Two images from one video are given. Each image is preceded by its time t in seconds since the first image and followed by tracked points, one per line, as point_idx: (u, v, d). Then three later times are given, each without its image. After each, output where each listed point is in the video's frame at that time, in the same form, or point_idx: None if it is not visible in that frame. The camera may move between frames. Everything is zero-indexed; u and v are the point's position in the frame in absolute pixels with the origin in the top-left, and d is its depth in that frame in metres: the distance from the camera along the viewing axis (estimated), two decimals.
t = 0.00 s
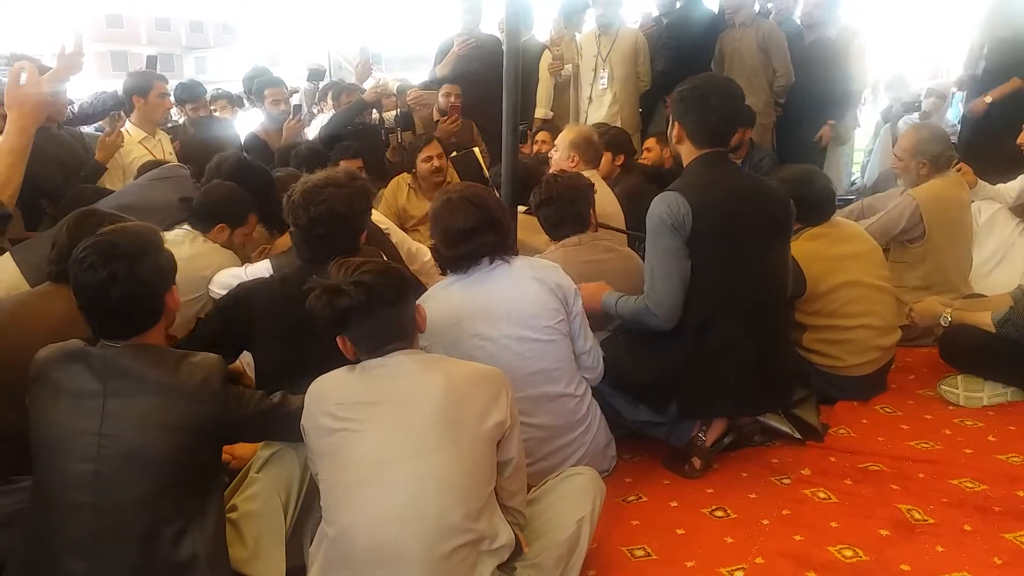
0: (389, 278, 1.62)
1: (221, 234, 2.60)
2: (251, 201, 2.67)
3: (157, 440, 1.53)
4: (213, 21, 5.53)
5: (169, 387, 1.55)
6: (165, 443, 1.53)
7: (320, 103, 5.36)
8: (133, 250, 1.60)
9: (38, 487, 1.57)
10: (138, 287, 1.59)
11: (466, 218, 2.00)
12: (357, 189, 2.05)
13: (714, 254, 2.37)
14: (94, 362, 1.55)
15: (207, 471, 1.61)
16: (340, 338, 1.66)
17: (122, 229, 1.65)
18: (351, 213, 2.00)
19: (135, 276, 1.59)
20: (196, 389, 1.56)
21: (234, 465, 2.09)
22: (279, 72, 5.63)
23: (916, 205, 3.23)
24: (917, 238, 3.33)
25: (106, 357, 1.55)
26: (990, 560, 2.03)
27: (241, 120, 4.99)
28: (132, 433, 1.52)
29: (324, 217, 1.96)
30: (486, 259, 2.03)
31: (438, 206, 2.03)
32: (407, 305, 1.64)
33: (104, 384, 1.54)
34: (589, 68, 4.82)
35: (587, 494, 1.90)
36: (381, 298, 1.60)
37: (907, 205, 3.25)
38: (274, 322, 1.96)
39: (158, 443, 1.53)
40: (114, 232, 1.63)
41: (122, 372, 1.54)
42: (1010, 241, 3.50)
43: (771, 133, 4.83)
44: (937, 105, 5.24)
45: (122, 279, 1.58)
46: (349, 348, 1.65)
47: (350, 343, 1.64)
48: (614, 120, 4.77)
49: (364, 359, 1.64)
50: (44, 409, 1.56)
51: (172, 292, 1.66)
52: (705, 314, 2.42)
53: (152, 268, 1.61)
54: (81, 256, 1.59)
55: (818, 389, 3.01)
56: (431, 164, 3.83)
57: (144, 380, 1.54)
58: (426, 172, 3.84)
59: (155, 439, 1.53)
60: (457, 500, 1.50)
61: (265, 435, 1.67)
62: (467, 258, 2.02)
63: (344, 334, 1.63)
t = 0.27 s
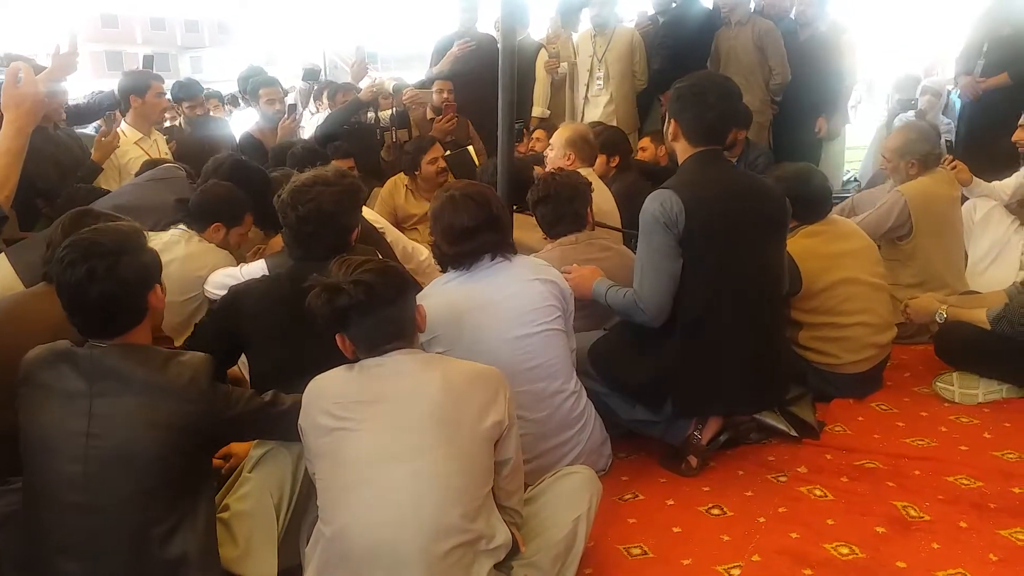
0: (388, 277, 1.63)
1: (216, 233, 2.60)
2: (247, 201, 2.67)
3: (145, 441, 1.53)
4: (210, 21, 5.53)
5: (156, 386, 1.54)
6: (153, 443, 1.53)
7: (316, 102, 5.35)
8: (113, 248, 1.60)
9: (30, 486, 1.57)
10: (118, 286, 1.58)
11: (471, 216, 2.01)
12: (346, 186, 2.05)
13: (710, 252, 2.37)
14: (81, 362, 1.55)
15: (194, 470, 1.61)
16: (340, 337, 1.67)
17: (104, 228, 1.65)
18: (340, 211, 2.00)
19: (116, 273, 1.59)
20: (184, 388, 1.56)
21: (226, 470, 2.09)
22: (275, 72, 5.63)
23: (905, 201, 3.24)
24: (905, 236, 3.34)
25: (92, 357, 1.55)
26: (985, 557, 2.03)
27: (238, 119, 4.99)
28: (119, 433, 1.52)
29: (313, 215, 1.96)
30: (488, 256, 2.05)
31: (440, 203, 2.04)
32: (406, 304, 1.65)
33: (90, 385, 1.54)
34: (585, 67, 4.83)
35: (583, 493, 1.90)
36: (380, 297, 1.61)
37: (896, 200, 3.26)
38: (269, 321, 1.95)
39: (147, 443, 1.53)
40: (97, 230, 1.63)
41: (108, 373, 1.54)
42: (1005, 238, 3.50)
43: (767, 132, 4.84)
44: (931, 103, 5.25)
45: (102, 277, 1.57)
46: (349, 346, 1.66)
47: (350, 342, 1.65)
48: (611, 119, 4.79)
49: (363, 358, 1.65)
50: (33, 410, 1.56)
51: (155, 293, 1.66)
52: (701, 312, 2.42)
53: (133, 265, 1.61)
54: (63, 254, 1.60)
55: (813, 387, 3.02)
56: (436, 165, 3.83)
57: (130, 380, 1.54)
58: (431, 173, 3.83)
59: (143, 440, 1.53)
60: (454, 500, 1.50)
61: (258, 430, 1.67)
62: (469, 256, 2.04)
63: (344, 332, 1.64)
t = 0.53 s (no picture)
0: (393, 274, 1.63)
1: (218, 231, 2.59)
2: (249, 199, 2.66)
3: (159, 438, 1.53)
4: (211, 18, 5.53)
5: (171, 386, 1.54)
6: (169, 440, 1.53)
7: (316, 100, 5.35)
8: (154, 251, 1.62)
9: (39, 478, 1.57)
10: (152, 288, 1.60)
11: (478, 209, 2.03)
12: (352, 185, 2.06)
13: (713, 251, 2.36)
14: (104, 355, 1.56)
15: (205, 471, 1.61)
16: (345, 332, 1.67)
17: (150, 229, 1.68)
18: (343, 209, 2.00)
19: (149, 275, 1.60)
20: (202, 389, 1.56)
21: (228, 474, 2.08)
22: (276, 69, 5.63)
23: (905, 197, 3.23)
24: (908, 232, 3.34)
25: (116, 353, 1.55)
26: (986, 557, 2.03)
27: (239, 117, 4.98)
28: (135, 428, 1.52)
29: (317, 215, 1.96)
30: (493, 250, 2.06)
31: (448, 197, 2.06)
32: (413, 302, 1.65)
33: (113, 378, 1.54)
34: (583, 65, 4.82)
35: (584, 493, 1.90)
36: (386, 295, 1.61)
37: (896, 197, 3.25)
38: (273, 319, 1.95)
39: (158, 441, 1.53)
40: (143, 232, 1.66)
41: (131, 368, 1.54)
42: (1006, 240, 3.43)
43: (768, 131, 4.83)
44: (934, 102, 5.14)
45: (137, 277, 1.59)
46: (355, 342, 1.66)
47: (356, 338, 1.65)
48: (610, 117, 4.78)
49: (369, 355, 1.64)
50: (52, 398, 1.56)
51: (189, 301, 1.67)
52: (705, 311, 2.42)
53: (168, 271, 1.62)
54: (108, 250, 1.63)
55: (815, 386, 3.02)
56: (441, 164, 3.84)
57: (149, 377, 1.54)
58: (437, 172, 3.83)
59: (154, 438, 1.52)
60: (456, 499, 1.50)
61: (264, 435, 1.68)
62: (476, 249, 2.04)
63: (351, 327, 1.64)
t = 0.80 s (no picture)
0: (395, 272, 1.63)
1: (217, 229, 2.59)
2: (248, 196, 2.66)
3: (196, 438, 1.53)
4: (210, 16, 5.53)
5: (219, 394, 1.55)
6: (202, 438, 1.53)
7: (315, 97, 5.35)
8: (235, 265, 1.64)
9: (66, 465, 1.55)
10: (221, 299, 1.61)
11: (476, 207, 2.03)
12: (351, 183, 2.05)
13: (712, 248, 2.37)
14: (161, 349, 1.57)
15: (236, 472, 1.61)
16: (347, 328, 1.67)
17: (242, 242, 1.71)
18: (345, 208, 1.99)
19: (224, 285, 1.61)
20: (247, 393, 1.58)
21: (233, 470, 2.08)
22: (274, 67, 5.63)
23: (907, 195, 3.25)
24: (908, 229, 3.35)
25: (174, 350, 1.57)
26: (983, 554, 2.04)
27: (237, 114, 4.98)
28: (174, 424, 1.52)
29: (317, 212, 1.95)
30: (493, 247, 2.06)
31: (446, 196, 2.07)
32: (417, 299, 1.65)
33: (162, 370, 1.55)
34: (578, 65, 4.82)
35: (583, 491, 1.90)
36: (388, 292, 1.61)
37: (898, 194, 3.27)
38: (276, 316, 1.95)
39: (196, 437, 1.53)
40: (235, 243, 1.69)
41: (184, 365, 1.56)
42: (1003, 237, 3.44)
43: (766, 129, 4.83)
44: (933, 100, 5.06)
45: (211, 285, 1.60)
46: (357, 338, 1.66)
47: (358, 334, 1.65)
48: (607, 114, 4.79)
49: (371, 351, 1.65)
50: (97, 381, 1.56)
51: (251, 320, 1.67)
52: (705, 309, 2.42)
53: (241, 288, 1.63)
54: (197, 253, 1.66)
55: (813, 383, 3.03)
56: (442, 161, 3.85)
57: (200, 374, 1.55)
58: (438, 169, 3.84)
59: (191, 435, 1.53)
60: (455, 497, 1.50)
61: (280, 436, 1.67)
62: (477, 243, 2.04)
63: (352, 324, 1.64)
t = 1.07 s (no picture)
0: (398, 271, 1.62)
1: (216, 229, 2.58)
2: (246, 195, 2.65)
3: (226, 434, 1.51)
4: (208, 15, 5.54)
5: (256, 396, 1.53)
6: (226, 433, 1.51)
7: (314, 97, 5.34)
8: (276, 272, 1.59)
9: (96, 457, 1.53)
10: (259, 306, 1.56)
11: (465, 197, 2.08)
12: (350, 182, 2.03)
13: (713, 247, 2.36)
14: (202, 345, 1.56)
15: (263, 473, 1.58)
16: (352, 329, 1.66)
17: (283, 246, 1.66)
18: (344, 209, 1.98)
19: (264, 291, 1.57)
20: (286, 395, 1.57)
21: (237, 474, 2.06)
22: (273, 67, 5.63)
23: (905, 196, 3.24)
24: (905, 232, 3.33)
25: (224, 347, 1.56)
26: (983, 554, 2.03)
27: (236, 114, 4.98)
28: (208, 421, 1.51)
29: (317, 212, 1.95)
30: (488, 244, 2.07)
31: (437, 194, 2.11)
32: (421, 301, 1.64)
33: (201, 368, 1.54)
34: (574, 65, 4.81)
35: (583, 491, 1.88)
36: (393, 292, 1.60)
37: (895, 197, 3.27)
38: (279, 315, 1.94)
39: (229, 435, 1.51)
40: (277, 248, 1.64)
41: (225, 363, 1.55)
42: (1002, 235, 3.44)
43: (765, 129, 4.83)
44: (931, 99, 5.02)
45: (252, 291, 1.56)
46: (361, 338, 1.66)
47: (363, 334, 1.65)
48: (604, 114, 4.78)
49: (377, 351, 1.64)
50: (133, 372, 1.56)
51: (288, 327, 1.62)
52: (706, 308, 2.42)
53: (281, 295, 1.58)
54: (242, 255, 1.62)
55: (813, 383, 3.02)
56: (441, 160, 3.85)
57: (244, 373, 1.55)
58: (437, 168, 3.83)
59: (226, 433, 1.51)
60: (456, 497, 1.49)
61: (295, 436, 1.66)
62: (469, 231, 2.07)
63: (356, 324, 1.64)
